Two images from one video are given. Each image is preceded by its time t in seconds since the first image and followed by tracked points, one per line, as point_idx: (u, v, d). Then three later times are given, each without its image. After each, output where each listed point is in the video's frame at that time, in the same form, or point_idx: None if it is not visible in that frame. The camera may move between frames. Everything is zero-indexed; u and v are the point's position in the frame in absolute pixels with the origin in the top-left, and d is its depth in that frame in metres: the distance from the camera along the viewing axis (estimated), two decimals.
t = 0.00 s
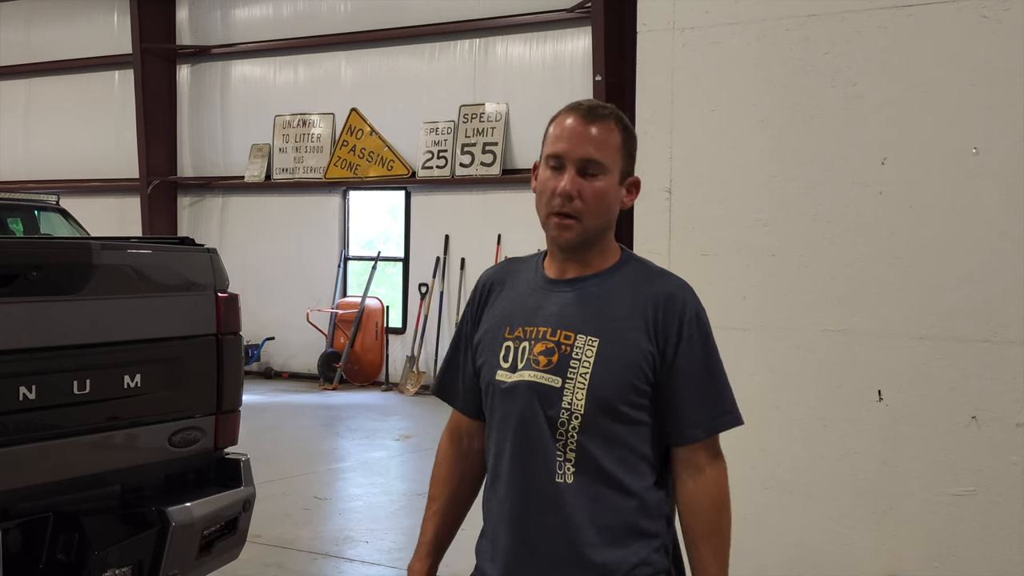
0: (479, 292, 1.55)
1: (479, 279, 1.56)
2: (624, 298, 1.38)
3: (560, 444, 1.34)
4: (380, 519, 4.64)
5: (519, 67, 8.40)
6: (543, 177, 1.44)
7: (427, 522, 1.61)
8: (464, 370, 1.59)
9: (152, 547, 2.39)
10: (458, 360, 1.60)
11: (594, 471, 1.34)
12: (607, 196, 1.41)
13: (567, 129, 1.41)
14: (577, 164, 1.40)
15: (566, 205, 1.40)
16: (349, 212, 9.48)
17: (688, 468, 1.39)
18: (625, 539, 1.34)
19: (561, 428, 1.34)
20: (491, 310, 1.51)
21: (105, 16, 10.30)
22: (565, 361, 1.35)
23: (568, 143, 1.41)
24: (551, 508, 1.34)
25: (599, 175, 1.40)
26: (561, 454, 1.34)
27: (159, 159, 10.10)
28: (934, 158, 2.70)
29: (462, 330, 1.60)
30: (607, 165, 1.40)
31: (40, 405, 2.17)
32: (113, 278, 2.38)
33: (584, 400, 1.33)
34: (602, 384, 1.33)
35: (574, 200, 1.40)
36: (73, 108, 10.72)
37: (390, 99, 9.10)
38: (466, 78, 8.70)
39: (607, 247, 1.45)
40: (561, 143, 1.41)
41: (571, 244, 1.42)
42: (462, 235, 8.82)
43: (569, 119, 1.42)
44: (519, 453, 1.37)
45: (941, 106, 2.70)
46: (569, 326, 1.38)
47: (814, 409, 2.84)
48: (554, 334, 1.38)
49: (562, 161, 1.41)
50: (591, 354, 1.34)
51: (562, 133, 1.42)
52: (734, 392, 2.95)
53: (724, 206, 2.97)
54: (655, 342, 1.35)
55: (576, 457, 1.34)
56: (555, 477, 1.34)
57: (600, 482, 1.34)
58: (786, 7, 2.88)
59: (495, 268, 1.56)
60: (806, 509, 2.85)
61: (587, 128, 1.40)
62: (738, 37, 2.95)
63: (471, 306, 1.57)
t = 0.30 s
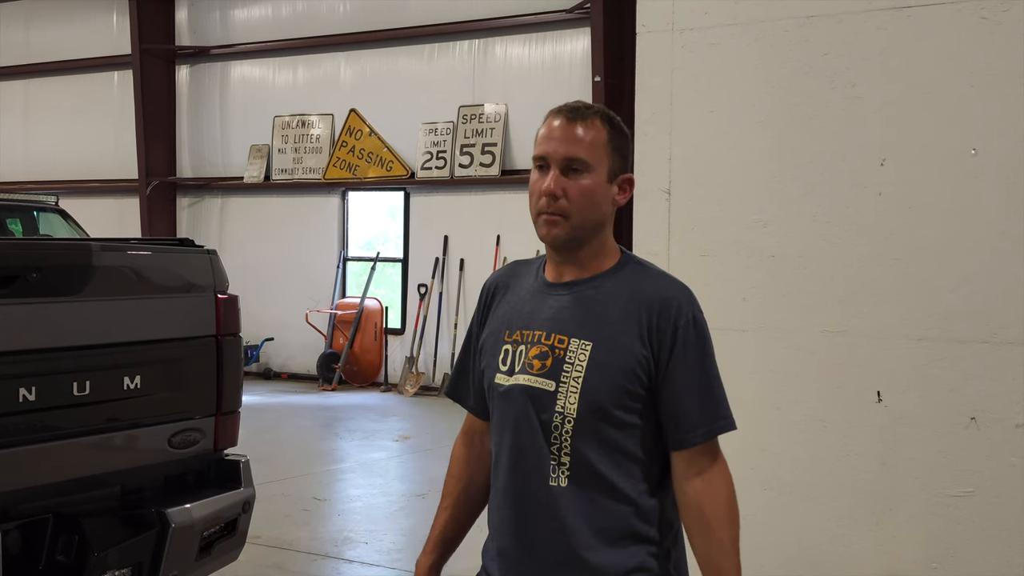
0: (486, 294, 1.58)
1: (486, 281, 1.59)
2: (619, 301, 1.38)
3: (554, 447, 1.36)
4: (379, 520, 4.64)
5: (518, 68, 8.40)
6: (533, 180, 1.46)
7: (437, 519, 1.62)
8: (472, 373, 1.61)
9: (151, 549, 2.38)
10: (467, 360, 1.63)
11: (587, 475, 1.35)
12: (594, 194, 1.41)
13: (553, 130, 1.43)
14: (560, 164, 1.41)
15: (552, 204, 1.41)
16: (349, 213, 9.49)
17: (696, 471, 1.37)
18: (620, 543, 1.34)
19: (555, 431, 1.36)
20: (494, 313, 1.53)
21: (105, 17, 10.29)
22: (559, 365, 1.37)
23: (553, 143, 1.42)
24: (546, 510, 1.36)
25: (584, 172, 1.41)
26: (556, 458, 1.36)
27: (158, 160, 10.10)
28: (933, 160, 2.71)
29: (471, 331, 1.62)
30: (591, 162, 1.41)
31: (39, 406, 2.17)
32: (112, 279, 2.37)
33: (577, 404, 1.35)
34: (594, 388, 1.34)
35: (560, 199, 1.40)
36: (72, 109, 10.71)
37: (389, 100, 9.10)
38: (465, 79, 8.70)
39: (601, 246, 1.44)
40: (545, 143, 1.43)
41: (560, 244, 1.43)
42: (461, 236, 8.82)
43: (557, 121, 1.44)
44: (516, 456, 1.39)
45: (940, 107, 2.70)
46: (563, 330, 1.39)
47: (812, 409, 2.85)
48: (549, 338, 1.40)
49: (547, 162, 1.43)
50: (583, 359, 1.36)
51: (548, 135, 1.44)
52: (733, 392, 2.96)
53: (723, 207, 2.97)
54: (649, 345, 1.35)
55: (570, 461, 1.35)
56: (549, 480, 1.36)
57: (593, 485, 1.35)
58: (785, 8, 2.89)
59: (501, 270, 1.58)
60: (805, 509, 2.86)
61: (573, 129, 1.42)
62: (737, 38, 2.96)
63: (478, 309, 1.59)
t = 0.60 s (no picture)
0: (489, 295, 1.60)
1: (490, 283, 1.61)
2: (620, 299, 1.39)
3: (553, 445, 1.36)
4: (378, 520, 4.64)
5: (516, 68, 8.40)
6: (530, 184, 1.47)
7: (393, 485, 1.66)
8: (475, 372, 1.64)
9: (150, 549, 2.38)
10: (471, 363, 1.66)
11: (585, 473, 1.35)
12: (590, 193, 1.42)
13: (544, 133, 1.45)
14: (553, 165, 1.43)
15: (549, 206, 1.42)
16: (347, 213, 9.48)
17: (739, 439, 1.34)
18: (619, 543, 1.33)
19: (554, 429, 1.37)
20: (497, 313, 1.55)
21: (104, 17, 10.29)
22: (559, 362, 1.38)
23: (545, 146, 1.44)
24: (543, 508, 1.36)
25: (578, 172, 1.42)
26: (555, 456, 1.36)
27: (157, 160, 10.10)
28: (932, 160, 2.71)
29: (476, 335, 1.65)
30: (584, 160, 1.42)
31: (38, 407, 2.17)
32: (111, 279, 2.37)
33: (577, 401, 1.35)
34: (595, 386, 1.35)
35: (556, 200, 1.42)
36: (70, 110, 10.71)
37: (388, 100, 9.10)
38: (464, 79, 8.70)
39: (601, 244, 1.45)
40: (539, 146, 1.45)
41: (561, 245, 1.44)
42: (459, 236, 8.82)
43: (548, 124, 1.46)
44: (515, 453, 1.40)
45: (939, 107, 2.70)
46: (564, 328, 1.41)
47: (811, 409, 2.85)
48: (549, 337, 1.41)
49: (541, 164, 1.44)
50: (584, 356, 1.37)
51: (540, 138, 1.46)
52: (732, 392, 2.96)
53: (722, 208, 2.97)
54: (651, 342, 1.35)
55: (568, 459, 1.35)
56: (547, 478, 1.36)
57: (592, 483, 1.35)
58: (784, 8, 2.89)
59: (505, 273, 1.61)
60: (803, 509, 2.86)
61: (564, 129, 1.44)
62: (736, 38, 2.96)
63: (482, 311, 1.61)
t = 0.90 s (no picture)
0: (490, 295, 1.59)
1: (489, 283, 1.60)
2: (631, 298, 1.39)
3: (566, 446, 1.36)
4: (378, 521, 4.64)
5: (516, 68, 8.40)
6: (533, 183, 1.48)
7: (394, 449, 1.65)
8: (471, 371, 1.64)
9: (151, 549, 2.38)
10: (469, 363, 1.65)
11: (599, 473, 1.35)
12: (594, 189, 1.43)
13: (546, 132, 1.46)
14: (558, 163, 1.44)
15: (555, 203, 1.43)
16: (347, 214, 9.48)
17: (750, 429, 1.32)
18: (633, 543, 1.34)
19: (567, 430, 1.36)
20: (500, 313, 1.54)
21: (103, 17, 10.28)
22: (572, 362, 1.38)
23: (548, 144, 1.45)
24: (557, 509, 1.36)
25: (582, 169, 1.43)
26: (568, 457, 1.36)
27: (156, 160, 10.09)
28: (931, 160, 2.71)
29: (473, 335, 1.64)
30: (588, 157, 1.43)
31: (38, 407, 2.17)
32: (111, 279, 2.37)
33: (591, 401, 1.35)
34: (609, 386, 1.35)
35: (562, 197, 1.42)
36: (70, 110, 10.70)
37: (387, 100, 9.10)
38: (463, 79, 8.70)
39: (606, 241, 1.46)
40: (541, 146, 1.46)
41: (568, 243, 1.44)
42: (459, 236, 8.82)
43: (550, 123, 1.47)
44: (527, 454, 1.39)
45: (938, 107, 2.70)
46: (575, 329, 1.40)
47: (811, 409, 2.85)
48: (560, 337, 1.41)
49: (546, 163, 1.45)
50: (597, 356, 1.37)
51: (542, 137, 1.47)
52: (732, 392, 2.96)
53: (721, 209, 2.98)
54: (664, 341, 1.36)
55: (581, 460, 1.35)
56: (560, 479, 1.36)
57: (606, 483, 1.35)
58: (784, 8, 2.89)
59: (504, 272, 1.60)
60: (803, 509, 2.86)
61: (567, 127, 1.45)
62: (735, 39, 2.96)
63: (482, 311, 1.61)
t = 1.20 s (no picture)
0: (487, 296, 1.59)
1: (485, 284, 1.60)
2: (630, 300, 1.40)
3: (566, 448, 1.37)
4: (378, 521, 4.64)
5: (516, 69, 8.41)
6: (538, 183, 1.48)
7: (392, 464, 1.60)
8: (468, 371, 1.64)
9: (151, 550, 2.38)
10: (465, 365, 1.65)
11: (598, 475, 1.35)
12: (601, 193, 1.44)
13: (555, 132, 1.46)
14: (566, 164, 1.44)
15: (562, 205, 1.43)
16: (346, 214, 9.48)
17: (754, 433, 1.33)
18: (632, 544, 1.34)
19: (567, 432, 1.37)
20: (498, 315, 1.54)
21: (103, 18, 10.28)
22: (571, 365, 1.38)
23: (558, 145, 1.45)
24: (556, 512, 1.36)
25: (591, 173, 1.44)
26: (568, 460, 1.36)
27: (156, 161, 10.09)
28: (931, 161, 2.71)
29: (469, 337, 1.64)
30: (596, 160, 1.44)
31: (38, 408, 2.17)
32: (112, 280, 2.37)
33: (590, 404, 1.36)
34: (609, 389, 1.36)
35: (569, 200, 1.43)
36: (70, 111, 10.70)
37: (387, 101, 9.11)
38: (463, 80, 8.70)
39: (609, 245, 1.47)
40: (548, 145, 1.46)
41: (572, 245, 1.44)
42: (459, 236, 8.83)
43: (558, 123, 1.47)
44: (527, 457, 1.39)
45: (938, 108, 2.71)
46: (574, 331, 1.41)
47: (810, 410, 2.85)
48: (560, 339, 1.41)
49: (554, 164, 1.45)
50: (596, 359, 1.37)
51: (550, 137, 1.46)
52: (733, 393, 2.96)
53: (721, 210, 2.98)
54: (663, 342, 1.37)
55: (581, 463, 1.36)
56: (560, 482, 1.37)
57: (605, 485, 1.35)
58: (784, 9, 2.89)
59: (501, 273, 1.60)
60: (802, 509, 2.87)
61: (575, 129, 1.45)
62: (735, 39, 2.96)
63: (478, 312, 1.60)
